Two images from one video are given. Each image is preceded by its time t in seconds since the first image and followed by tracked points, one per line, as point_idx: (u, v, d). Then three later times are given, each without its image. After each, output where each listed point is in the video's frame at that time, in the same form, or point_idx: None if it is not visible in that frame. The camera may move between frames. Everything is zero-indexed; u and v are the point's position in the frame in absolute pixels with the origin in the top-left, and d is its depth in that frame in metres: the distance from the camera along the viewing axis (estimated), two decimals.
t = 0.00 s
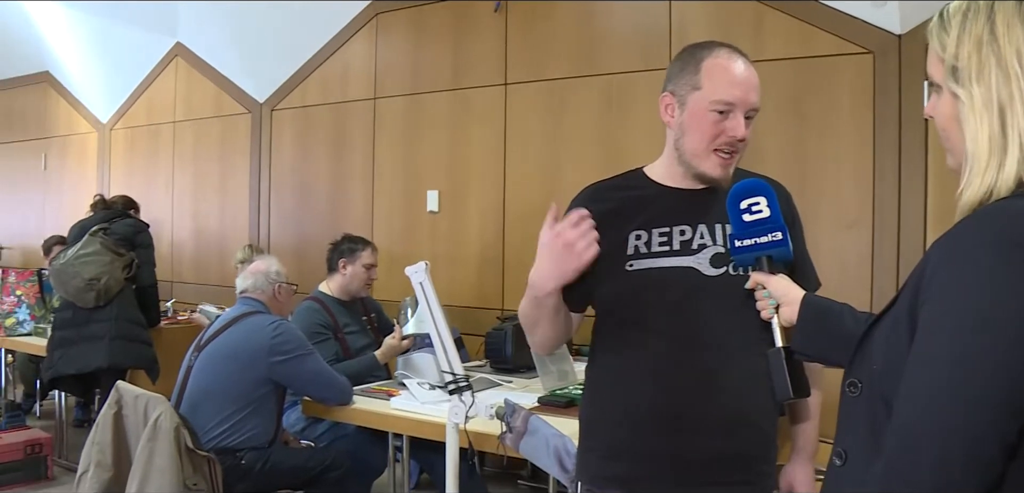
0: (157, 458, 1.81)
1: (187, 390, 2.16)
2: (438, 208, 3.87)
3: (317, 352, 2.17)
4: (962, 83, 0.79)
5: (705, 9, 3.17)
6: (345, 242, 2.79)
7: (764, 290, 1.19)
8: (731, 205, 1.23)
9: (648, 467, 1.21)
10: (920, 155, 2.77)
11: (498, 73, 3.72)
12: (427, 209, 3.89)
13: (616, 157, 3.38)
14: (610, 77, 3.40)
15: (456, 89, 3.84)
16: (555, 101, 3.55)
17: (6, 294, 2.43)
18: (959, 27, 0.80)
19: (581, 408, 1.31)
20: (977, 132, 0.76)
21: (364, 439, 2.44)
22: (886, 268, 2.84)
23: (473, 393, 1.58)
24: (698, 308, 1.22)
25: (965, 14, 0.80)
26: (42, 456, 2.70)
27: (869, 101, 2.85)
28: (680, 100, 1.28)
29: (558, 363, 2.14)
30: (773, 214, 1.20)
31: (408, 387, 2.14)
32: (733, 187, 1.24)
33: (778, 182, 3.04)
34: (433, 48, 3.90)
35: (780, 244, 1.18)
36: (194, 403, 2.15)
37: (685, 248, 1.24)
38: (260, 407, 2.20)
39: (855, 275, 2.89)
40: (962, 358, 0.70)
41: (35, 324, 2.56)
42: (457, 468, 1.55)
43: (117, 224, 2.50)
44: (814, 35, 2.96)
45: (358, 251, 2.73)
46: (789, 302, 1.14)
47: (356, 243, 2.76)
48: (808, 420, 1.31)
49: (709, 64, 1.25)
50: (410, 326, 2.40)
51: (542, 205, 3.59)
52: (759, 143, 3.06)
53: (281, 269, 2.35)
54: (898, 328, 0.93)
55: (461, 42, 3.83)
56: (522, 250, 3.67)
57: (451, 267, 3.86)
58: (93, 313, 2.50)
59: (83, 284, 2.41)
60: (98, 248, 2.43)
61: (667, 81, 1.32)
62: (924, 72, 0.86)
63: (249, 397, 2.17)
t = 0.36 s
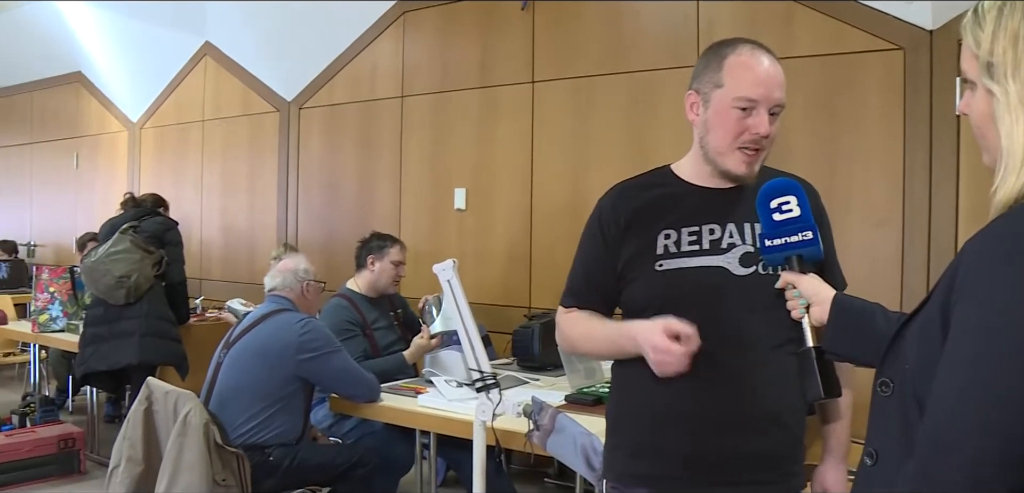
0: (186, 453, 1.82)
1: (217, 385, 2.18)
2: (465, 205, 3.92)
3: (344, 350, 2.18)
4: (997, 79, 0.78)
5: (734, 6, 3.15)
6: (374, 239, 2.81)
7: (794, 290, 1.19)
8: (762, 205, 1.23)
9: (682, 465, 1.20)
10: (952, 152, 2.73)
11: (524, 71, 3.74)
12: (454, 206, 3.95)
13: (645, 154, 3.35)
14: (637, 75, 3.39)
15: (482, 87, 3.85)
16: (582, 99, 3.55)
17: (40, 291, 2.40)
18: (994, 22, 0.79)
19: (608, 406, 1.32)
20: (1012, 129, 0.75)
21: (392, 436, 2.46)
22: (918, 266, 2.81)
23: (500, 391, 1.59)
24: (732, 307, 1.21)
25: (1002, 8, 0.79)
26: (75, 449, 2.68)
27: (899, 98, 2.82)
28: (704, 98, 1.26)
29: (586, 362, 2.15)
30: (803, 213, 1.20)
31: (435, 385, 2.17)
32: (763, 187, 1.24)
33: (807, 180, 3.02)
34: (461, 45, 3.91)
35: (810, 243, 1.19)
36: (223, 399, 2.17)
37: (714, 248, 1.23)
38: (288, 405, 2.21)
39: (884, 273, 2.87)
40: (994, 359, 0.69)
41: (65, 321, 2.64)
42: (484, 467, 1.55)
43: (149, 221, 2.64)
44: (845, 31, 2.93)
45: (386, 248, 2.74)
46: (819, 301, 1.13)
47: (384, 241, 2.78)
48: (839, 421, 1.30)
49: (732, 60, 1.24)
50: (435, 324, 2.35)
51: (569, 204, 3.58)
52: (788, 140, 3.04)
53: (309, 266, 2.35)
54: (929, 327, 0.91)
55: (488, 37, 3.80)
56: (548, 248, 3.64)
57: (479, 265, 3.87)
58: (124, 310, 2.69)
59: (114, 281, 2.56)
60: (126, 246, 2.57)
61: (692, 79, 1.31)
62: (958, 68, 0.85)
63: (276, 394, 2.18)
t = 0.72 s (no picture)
0: (214, 450, 1.83)
1: (245, 382, 2.20)
2: (491, 204, 3.92)
3: (371, 348, 2.18)
4: None
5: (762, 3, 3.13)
6: (406, 240, 2.81)
7: (823, 288, 1.16)
8: (790, 203, 1.21)
9: (712, 464, 1.20)
10: (982, 149, 2.69)
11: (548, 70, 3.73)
12: (480, 205, 3.96)
13: (669, 152, 3.33)
14: (662, 74, 3.36)
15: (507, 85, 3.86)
16: (607, 98, 3.53)
17: (73, 290, 2.63)
18: None
19: (635, 404, 1.31)
20: None
21: (418, 434, 2.46)
22: (949, 263, 2.77)
23: (526, 389, 1.58)
24: (765, 306, 1.20)
25: None
26: (104, 445, 2.77)
27: (928, 95, 2.80)
28: (737, 98, 1.24)
29: (611, 360, 2.14)
30: (831, 211, 1.18)
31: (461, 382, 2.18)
32: (793, 184, 1.22)
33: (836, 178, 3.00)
34: (485, 44, 3.91)
35: (839, 241, 1.16)
36: (252, 396, 2.18)
37: (740, 245, 1.22)
38: (316, 402, 2.21)
39: (914, 272, 2.84)
40: None
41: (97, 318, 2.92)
42: (511, 465, 1.55)
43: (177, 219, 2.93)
44: (874, 28, 2.90)
45: (416, 247, 2.74)
46: (848, 300, 1.11)
47: (415, 240, 2.78)
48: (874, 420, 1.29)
49: (767, 60, 1.22)
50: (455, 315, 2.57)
51: (594, 202, 3.56)
52: (816, 139, 3.03)
53: (336, 267, 2.36)
54: (962, 327, 0.90)
55: (514, 37, 3.82)
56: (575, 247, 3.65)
57: (506, 263, 3.88)
58: (153, 308, 2.92)
59: (143, 279, 2.82)
60: (156, 243, 2.88)
61: (721, 78, 1.28)
62: (991, 63, 0.84)
63: (303, 392, 2.19)
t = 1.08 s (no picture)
0: (244, 446, 1.85)
1: (275, 380, 2.21)
2: (520, 203, 3.94)
3: (399, 346, 2.20)
4: None
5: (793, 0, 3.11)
6: (435, 239, 2.81)
7: (855, 289, 1.14)
8: (820, 202, 1.19)
9: (743, 468, 1.18)
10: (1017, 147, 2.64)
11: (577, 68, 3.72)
12: (509, 203, 3.98)
13: (699, 152, 3.32)
14: (691, 72, 3.35)
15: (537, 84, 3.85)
16: (637, 97, 3.52)
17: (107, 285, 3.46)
18: None
19: (665, 403, 1.31)
20: None
21: (447, 432, 2.48)
22: (984, 263, 2.74)
23: (555, 388, 1.58)
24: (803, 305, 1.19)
25: None
26: (137, 442, 3.54)
27: (963, 92, 2.76)
28: (759, 98, 1.20)
29: (639, 359, 2.12)
30: (864, 210, 1.16)
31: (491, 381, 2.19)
32: (824, 184, 1.20)
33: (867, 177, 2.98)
34: (513, 44, 3.91)
35: (871, 241, 1.13)
36: (281, 394, 2.20)
37: (769, 247, 1.19)
38: (346, 400, 2.22)
39: (947, 272, 2.82)
40: None
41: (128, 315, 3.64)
42: (539, 465, 1.55)
43: (208, 218, 3.18)
44: (907, 24, 2.87)
45: (445, 247, 2.73)
46: (880, 300, 1.09)
47: (445, 240, 2.78)
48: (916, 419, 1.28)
49: (788, 58, 1.17)
50: (483, 314, 2.59)
51: (626, 200, 3.56)
52: (848, 137, 3.01)
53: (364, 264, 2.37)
54: (998, 329, 0.89)
55: (542, 36, 3.82)
56: (603, 246, 3.65)
57: (535, 262, 3.89)
58: (184, 307, 3.18)
59: (176, 277, 3.09)
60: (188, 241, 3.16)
61: (747, 78, 1.24)
62: None
63: (333, 389, 2.20)
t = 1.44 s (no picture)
0: (277, 442, 1.87)
1: (306, 377, 2.23)
2: (550, 201, 3.96)
3: (431, 344, 2.21)
4: None
5: None
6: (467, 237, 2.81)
7: (887, 287, 1.13)
8: (853, 199, 1.19)
9: (780, 466, 1.18)
10: None
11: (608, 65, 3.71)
12: (539, 201, 3.99)
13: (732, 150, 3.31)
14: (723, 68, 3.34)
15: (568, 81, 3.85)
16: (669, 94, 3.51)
17: (140, 286, 3.72)
18: None
19: (698, 401, 1.30)
20: None
21: (476, 430, 2.48)
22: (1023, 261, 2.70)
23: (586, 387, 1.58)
24: (846, 302, 1.18)
25: None
26: (170, 437, 3.63)
27: (1001, 88, 2.73)
28: (792, 95, 1.19)
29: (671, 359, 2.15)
30: (897, 207, 1.15)
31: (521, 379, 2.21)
32: (857, 180, 1.20)
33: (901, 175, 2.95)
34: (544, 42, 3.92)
35: (905, 238, 1.13)
36: (312, 390, 2.21)
37: (805, 243, 1.19)
38: (377, 396, 2.24)
39: (983, 271, 2.79)
40: None
41: (161, 312, 3.82)
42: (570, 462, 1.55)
43: (240, 217, 3.23)
44: (943, 19, 2.84)
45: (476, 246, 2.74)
46: (914, 298, 1.08)
47: (476, 238, 2.78)
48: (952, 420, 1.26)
49: (821, 54, 1.16)
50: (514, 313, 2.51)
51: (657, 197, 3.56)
52: (882, 134, 2.99)
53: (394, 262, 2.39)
54: None
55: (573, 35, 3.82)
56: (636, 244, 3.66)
57: (566, 261, 3.89)
58: (217, 303, 3.28)
59: (209, 274, 3.19)
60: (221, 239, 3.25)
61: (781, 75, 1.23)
62: None
63: (363, 387, 2.21)
